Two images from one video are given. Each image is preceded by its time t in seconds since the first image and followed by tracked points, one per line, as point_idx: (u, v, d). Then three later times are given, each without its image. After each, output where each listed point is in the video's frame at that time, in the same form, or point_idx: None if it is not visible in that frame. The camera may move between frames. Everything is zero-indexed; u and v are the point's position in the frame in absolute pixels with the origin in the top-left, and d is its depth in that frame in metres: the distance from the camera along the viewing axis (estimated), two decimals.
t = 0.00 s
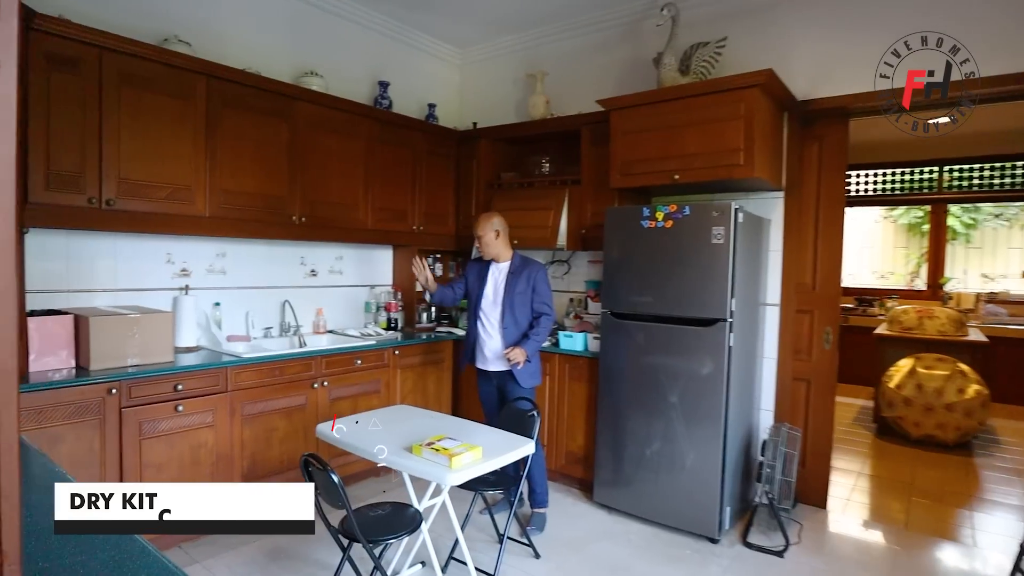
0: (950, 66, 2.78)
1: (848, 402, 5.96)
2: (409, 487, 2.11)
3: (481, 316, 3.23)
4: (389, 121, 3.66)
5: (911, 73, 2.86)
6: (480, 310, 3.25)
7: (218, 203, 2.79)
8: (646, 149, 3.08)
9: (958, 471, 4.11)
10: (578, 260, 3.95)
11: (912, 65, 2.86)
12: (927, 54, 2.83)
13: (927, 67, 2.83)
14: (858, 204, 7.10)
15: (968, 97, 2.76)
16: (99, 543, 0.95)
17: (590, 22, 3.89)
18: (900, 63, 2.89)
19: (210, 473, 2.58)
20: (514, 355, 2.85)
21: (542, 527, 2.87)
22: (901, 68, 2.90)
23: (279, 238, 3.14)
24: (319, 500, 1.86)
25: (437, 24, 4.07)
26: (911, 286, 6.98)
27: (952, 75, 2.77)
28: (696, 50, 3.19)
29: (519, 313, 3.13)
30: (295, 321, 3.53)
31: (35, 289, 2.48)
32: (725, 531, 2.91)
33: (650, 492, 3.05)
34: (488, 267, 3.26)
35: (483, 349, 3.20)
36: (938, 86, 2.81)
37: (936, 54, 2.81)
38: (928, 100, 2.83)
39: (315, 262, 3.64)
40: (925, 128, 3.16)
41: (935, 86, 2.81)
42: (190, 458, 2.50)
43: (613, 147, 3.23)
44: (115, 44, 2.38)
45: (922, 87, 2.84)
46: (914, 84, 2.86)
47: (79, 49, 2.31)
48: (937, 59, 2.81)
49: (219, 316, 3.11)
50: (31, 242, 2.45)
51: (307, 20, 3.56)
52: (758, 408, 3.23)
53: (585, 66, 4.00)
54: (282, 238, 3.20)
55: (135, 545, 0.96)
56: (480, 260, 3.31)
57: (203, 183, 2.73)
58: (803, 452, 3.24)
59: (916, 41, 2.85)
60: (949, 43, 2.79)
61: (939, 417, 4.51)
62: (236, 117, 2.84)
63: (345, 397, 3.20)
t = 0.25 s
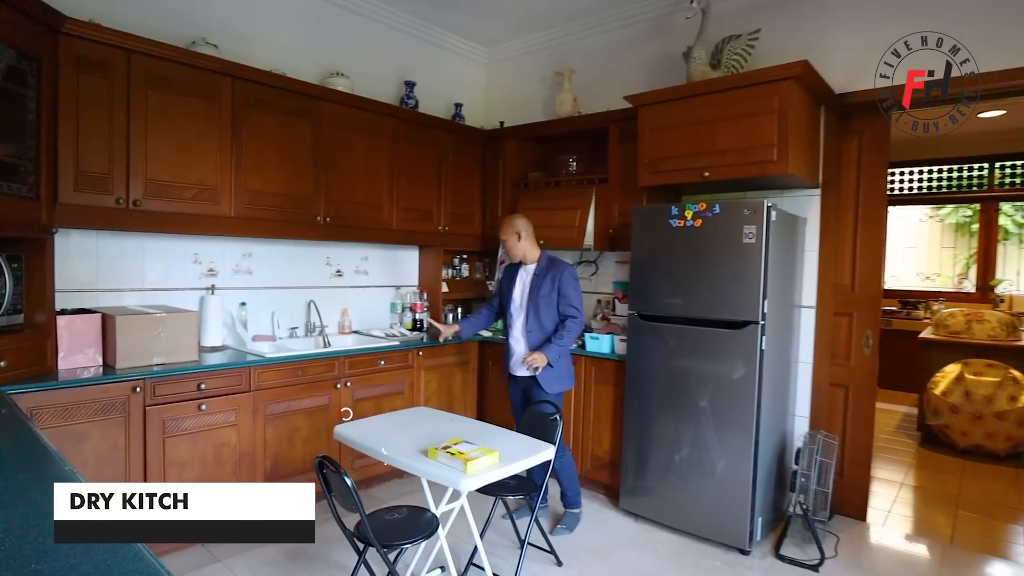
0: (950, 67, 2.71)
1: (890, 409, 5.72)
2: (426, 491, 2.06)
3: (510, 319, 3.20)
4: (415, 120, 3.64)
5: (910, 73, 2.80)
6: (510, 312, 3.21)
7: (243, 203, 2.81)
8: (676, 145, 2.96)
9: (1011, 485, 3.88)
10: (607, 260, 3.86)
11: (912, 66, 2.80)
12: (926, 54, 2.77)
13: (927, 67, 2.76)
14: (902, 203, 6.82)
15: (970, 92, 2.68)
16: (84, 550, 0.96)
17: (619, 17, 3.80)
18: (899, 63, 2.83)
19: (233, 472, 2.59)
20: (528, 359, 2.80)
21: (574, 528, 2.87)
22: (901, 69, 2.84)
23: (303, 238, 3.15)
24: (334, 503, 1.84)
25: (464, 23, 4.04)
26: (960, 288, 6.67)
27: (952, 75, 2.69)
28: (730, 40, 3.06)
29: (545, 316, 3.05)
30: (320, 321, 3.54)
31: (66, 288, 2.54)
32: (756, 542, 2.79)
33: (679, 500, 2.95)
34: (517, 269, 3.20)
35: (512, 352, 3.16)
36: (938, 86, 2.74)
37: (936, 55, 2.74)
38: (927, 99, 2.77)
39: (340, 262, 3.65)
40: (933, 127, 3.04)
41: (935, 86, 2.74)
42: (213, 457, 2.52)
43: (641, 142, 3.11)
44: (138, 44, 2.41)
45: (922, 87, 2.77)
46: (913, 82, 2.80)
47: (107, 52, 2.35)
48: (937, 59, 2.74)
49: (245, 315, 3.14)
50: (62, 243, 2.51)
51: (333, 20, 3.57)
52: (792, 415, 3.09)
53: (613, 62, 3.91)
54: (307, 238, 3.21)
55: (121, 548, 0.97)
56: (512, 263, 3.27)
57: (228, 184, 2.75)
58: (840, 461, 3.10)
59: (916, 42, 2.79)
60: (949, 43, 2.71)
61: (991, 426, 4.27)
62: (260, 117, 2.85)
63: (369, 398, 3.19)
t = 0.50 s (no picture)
0: (950, 67, 2.68)
1: (920, 413, 5.54)
2: (436, 491, 2.04)
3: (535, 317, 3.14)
4: (431, 118, 3.62)
5: (910, 73, 2.77)
6: (535, 311, 3.16)
7: (259, 201, 2.82)
8: (694, 140, 2.90)
9: None
10: (624, 259, 3.78)
11: (912, 67, 2.77)
12: (926, 54, 2.74)
13: (927, 67, 2.74)
14: (934, 201, 6.61)
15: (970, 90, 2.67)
16: (77, 550, 0.97)
17: (637, 12, 3.75)
18: (898, 64, 2.80)
19: (246, 469, 2.60)
20: (534, 358, 2.76)
21: (590, 532, 2.80)
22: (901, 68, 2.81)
23: (318, 237, 3.15)
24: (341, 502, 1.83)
25: (481, 20, 4.02)
26: (994, 289, 6.46)
27: (951, 76, 2.67)
28: (749, 35, 2.95)
29: (566, 316, 2.96)
30: (336, 320, 3.53)
31: (85, 286, 2.58)
32: (776, 547, 2.71)
33: (697, 503, 2.88)
34: (546, 267, 3.14)
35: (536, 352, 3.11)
36: (938, 86, 2.72)
37: (936, 55, 2.72)
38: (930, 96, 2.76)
39: (356, 261, 3.64)
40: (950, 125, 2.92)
41: (935, 86, 2.73)
42: (227, 454, 2.53)
43: (659, 138, 3.04)
44: (155, 44, 2.44)
45: (922, 87, 2.76)
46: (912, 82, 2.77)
47: (125, 52, 2.38)
48: (937, 60, 2.72)
49: (261, 313, 3.16)
50: (81, 240, 2.55)
51: (351, 19, 3.58)
52: (815, 417, 3.01)
53: (632, 58, 3.86)
54: (322, 237, 3.21)
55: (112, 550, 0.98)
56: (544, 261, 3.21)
57: (243, 181, 2.77)
58: (865, 465, 3.00)
59: (916, 42, 2.76)
60: (949, 43, 2.68)
61: None
62: (277, 115, 2.87)
63: (383, 397, 3.16)
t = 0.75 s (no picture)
0: (950, 67, 2.65)
1: (940, 417, 5.40)
2: (437, 491, 2.01)
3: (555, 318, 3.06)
4: (439, 118, 3.61)
5: (911, 72, 2.74)
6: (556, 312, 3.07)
7: (265, 201, 2.83)
8: (703, 137, 2.85)
9: None
10: (634, 258, 3.73)
11: (912, 66, 2.74)
12: (926, 54, 2.71)
13: (927, 67, 2.70)
14: (956, 200, 6.46)
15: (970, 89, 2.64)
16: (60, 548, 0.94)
17: (646, 9, 3.71)
18: (899, 63, 2.77)
19: (251, 468, 2.61)
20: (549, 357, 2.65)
21: (597, 536, 2.76)
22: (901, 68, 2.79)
23: (325, 236, 3.15)
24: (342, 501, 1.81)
25: (489, 19, 4.00)
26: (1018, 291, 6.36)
27: (950, 76, 2.63)
28: (760, 30, 2.89)
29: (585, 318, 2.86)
30: (344, 320, 3.53)
31: (94, 284, 2.60)
32: (786, 553, 2.65)
33: (705, 507, 2.83)
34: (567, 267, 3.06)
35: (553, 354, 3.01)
36: (938, 86, 2.69)
37: (936, 55, 2.69)
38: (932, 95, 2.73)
39: (365, 261, 3.63)
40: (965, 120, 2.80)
41: (935, 86, 2.69)
42: (232, 452, 2.54)
43: (667, 136, 3.00)
44: (163, 44, 2.46)
45: (922, 87, 2.73)
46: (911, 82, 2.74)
47: (133, 52, 2.41)
48: (937, 60, 2.69)
49: (268, 313, 3.16)
50: (90, 239, 2.58)
51: (359, 19, 3.58)
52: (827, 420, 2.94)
53: (642, 56, 3.82)
54: (329, 236, 3.21)
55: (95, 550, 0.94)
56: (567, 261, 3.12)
57: (250, 181, 2.78)
58: (879, 470, 2.93)
59: (915, 42, 2.73)
60: (950, 43, 2.66)
61: None
62: (283, 115, 2.87)
63: (390, 396, 3.15)
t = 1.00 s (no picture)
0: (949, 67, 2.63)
1: (963, 421, 5.27)
2: (438, 490, 2.02)
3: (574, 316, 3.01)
4: (448, 118, 3.62)
5: (911, 72, 2.72)
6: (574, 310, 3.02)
7: (275, 201, 2.87)
8: (712, 135, 2.82)
9: None
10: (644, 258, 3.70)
11: (913, 66, 2.72)
12: (926, 54, 2.69)
13: (927, 67, 2.68)
14: (981, 199, 6.31)
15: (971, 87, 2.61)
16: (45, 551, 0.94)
17: (656, 7, 3.68)
18: (899, 63, 2.75)
19: (259, 466, 2.64)
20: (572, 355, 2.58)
21: (603, 537, 2.75)
22: (902, 68, 2.77)
23: (335, 237, 3.18)
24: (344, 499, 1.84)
25: (499, 20, 4.01)
26: None
27: (950, 76, 2.62)
28: (770, 28, 2.85)
29: (606, 317, 2.81)
30: (355, 319, 3.55)
31: (108, 284, 2.66)
32: (796, 558, 2.61)
33: (714, 510, 2.79)
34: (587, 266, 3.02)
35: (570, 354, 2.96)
36: (938, 86, 2.67)
37: (936, 55, 2.67)
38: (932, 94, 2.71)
39: (375, 261, 3.65)
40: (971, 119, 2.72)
41: (935, 86, 2.67)
42: (240, 450, 2.58)
43: (675, 135, 2.98)
44: (174, 48, 2.50)
45: (922, 87, 2.70)
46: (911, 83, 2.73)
47: (145, 56, 2.45)
48: (937, 60, 2.67)
49: (279, 312, 3.20)
50: (104, 240, 2.64)
51: (369, 21, 3.61)
52: (840, 423, 2.89)
53: (652, 55, 3.79)
54: (339, 236, 3.24)
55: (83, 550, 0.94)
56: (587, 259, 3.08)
57: (260, 182, 2.81)
58: (893, 474, 2.87)
59: (915, 42, 2.71)
60: (950, 43, 2.63)
61: None
62: (293, 116, 2.91)
63: (398, 396, 3.15)
